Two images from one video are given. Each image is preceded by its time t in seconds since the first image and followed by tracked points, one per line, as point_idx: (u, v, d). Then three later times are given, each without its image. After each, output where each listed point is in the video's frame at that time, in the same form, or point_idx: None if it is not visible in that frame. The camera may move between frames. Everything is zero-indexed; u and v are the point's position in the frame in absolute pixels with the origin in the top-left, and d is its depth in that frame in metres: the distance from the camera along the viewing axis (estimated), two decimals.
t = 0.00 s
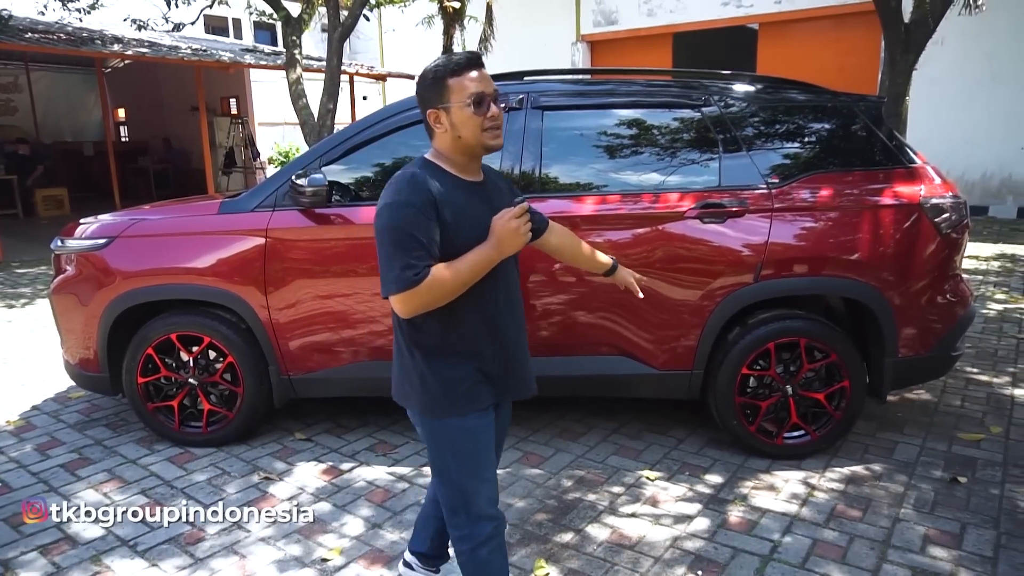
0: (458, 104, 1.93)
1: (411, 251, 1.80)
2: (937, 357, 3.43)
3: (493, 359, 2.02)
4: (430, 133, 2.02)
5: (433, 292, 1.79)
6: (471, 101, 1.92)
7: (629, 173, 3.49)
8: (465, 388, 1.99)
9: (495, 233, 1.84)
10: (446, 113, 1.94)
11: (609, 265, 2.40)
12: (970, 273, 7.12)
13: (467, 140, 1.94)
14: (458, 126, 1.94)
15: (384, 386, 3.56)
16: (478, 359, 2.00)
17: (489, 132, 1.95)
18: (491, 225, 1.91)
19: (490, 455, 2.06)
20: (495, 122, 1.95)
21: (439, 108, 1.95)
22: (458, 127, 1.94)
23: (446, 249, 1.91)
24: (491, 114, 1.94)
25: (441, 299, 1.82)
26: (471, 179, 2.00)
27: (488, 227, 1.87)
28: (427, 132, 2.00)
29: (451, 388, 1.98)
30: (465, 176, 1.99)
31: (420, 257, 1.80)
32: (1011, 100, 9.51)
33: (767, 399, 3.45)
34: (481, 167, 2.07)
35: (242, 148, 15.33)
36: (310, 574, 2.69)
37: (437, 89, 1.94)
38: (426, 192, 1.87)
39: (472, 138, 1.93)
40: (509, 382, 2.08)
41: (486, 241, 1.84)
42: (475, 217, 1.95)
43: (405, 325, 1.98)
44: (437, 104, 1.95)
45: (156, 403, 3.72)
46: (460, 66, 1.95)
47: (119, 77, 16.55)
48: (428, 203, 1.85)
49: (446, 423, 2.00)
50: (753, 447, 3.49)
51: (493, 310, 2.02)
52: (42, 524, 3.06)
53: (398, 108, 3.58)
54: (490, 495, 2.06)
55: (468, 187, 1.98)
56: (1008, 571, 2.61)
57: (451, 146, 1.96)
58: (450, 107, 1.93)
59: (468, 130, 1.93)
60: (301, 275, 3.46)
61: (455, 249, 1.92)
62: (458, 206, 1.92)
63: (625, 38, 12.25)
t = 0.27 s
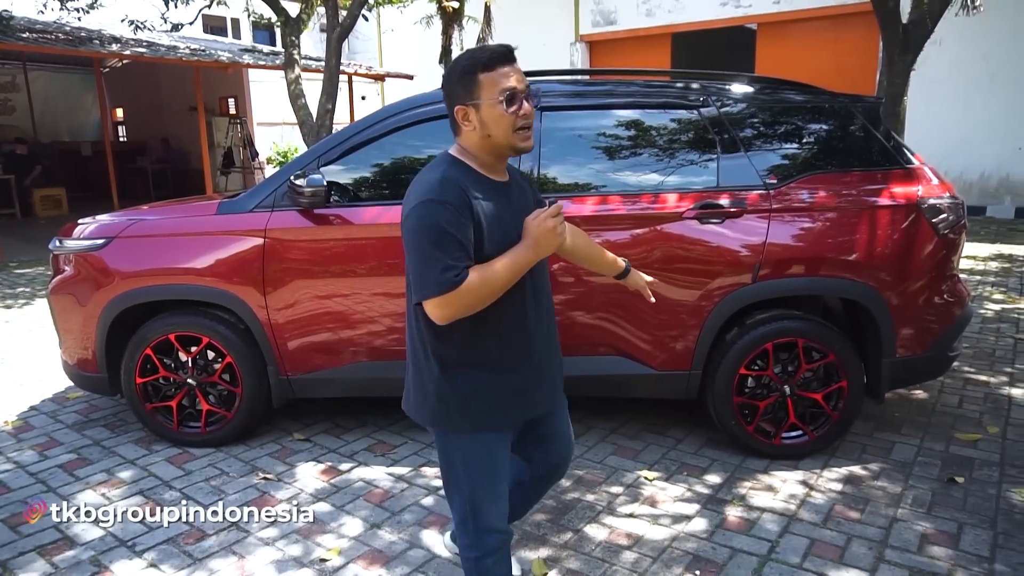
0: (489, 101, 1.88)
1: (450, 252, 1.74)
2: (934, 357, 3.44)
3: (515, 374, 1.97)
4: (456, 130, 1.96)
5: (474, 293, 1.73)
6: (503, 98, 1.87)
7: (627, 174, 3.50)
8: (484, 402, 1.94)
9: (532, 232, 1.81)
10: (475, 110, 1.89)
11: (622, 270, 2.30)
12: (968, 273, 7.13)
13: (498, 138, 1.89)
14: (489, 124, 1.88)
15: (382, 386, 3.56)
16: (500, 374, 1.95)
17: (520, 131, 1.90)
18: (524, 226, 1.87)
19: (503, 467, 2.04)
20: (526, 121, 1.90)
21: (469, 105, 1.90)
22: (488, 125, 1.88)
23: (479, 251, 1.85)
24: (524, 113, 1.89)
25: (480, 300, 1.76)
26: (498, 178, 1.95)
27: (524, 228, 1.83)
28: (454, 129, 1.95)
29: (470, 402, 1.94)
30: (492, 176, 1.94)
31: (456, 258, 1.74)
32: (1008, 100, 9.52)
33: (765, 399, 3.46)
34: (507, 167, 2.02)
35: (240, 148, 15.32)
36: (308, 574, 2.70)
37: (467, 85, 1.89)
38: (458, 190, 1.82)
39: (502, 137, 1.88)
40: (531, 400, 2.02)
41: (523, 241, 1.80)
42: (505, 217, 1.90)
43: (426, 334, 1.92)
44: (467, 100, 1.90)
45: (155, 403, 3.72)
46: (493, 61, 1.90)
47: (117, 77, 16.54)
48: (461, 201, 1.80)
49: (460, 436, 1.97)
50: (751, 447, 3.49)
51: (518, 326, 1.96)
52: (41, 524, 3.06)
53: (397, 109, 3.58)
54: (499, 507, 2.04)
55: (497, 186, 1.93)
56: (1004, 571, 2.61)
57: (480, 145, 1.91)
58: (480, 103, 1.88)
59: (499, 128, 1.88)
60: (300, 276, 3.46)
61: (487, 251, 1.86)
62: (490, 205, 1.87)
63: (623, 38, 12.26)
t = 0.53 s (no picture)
0: (498, 102, 1.86)
1: (450, 256, 1.74)
2: (933, 357, 3.44)
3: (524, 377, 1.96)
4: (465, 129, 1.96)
5: (473, 296, 1.74)
6: (512, 100, 1.85)
7: (626, 174, 3.50)
8: (492, 401, 1.95)
9: (539, 234, 1.77)
10: (484, 110, 1.88)
11: (643, 273, 2.26)
12: (967, 273, 7.13)
13: (506, 140, 1.88)
14: (497, 125, 1.87)
15: (381, 386, 3.57)
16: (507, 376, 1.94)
17: (529, 132, 1.88)
18: (533, 224, 1.83)
19: (512, 472, 2.04)
20: (535, 122, 1.89)
21: (478, 105, 1.89)
22: (497, 126, 1.87)
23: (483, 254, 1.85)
24: (533, 114, 1.88)
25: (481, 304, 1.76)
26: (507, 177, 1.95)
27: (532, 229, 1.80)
28: (463, 128, 1.94)
29: (479, 401, 1.94)
30: (500, 177, 1.94)
31: (453, 262, 1.75)
32: (1007, 100, 9.53)
33: (764, 399, 3.46)
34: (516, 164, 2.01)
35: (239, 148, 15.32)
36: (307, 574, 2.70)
37: (476, 86, 1.88)
38: (459, 192, 1.82)
39: (510, 139, 1.87)
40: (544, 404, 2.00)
41: (529, 243, 1.78)
42: (508, 215, 1.89)
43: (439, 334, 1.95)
44: (476, 100, 1.89)
45: (154, 404, 3.72)
46: (504, 61, 1.88)
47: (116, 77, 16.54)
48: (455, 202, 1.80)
49: (470, 437, 1.97)
50: (750, 447, 3.49)
51: (527, 325, 1.96)
52: (40, 525, 3.06)
53: (396, 109, 3.58)
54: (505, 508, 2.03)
55: (503, 188, 1.92)
56: (1003, 570, 2.62)
57: (488, 146, 1.90)
58: (489, 104, 1.87)
59: (507, 129, 1.87)
60: (299, 276, 3.46)
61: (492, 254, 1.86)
62: (494, 208, 1.87)
63: (622, 38, 12.27)
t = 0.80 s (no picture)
0: (489, 105, 1.87)
1: (431, 256, 1.77)
2: (931, 356, 3.44)
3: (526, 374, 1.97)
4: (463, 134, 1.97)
5: (451, 297, 1.75)
6: (503, 101, 1.85)
7: (625, 174, 3.50)
8: (495, 397, 1.96)
9: (525, 237, 1.74)
10: (476, 114, 1.88)
11: (672, 273, 2.34)
12: (965, 273, 7.14)
13: (500, 142, 1.87)
14: (490, 127, 1.87)
15: (380, 387, 3.56)
16: (509, 373, 1.95)
17: (522, 132, 1.87)
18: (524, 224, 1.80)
19: (515, 467, 2.04)
20: (528, 122, 1.88)
21: (470, 109, 1.89)
22: (490, 128, 1.87)
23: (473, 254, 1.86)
24: (526, 114, 1.87)
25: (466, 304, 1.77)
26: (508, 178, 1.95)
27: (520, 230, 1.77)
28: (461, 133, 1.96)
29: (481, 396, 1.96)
30: (499, 178, 1.93)
31: (438, 263, 1.77)
32: (1006, 100, 9.54)
33: (763, 399, 3.46)
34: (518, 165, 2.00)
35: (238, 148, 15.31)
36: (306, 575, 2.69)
37: (467, 90, 1.90)
38: (447, 193, 1.84)
39: (504, 141, 1.87)
40: (547, 400, 2.01)
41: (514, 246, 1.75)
42: (507, 214, 1.89)
43: (442, 327, 1.99)
44: (469, 104, 1.90)
45: (152, 404, 3.72)
46: (492, 63, 1.89)
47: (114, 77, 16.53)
48: (447, 205, 1.82)
49: (474, 428, 1.99)
50: (749, 447, 3.49)
51: (527, 321, 1.94)
52: (38, 525, 3.06)
53: (394, 109, 3.58)
54: (508, 503, 2.03)
55: (499, 187, 1.91)
56: (1002, 570, 2.62)
57: (483, 149, 1.90)
58: (480, 107, 1.88)
59: (500, 131, 1.86)
60: (297, 276, 3.46)
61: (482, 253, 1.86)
62: (484, 208, 1.86)
63: (620, 38, 12.27)
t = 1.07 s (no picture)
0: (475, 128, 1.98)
1: (423, 247, 1.96)
2: (930, 357, 3.44)
3: (523, 365, 2.05)
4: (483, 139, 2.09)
5: (430, 281, 1.92)
6: (478, 128, 1.94)
7: (624, 174, 3.50)
8: (487, 384, 2.07)
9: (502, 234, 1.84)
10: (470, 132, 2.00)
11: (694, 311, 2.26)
12: (964, 273, 7.15)
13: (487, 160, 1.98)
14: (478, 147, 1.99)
15: (378, 387, 3.56)
16: (504, 362, 2.05)
17: (497, 156, 1.95)
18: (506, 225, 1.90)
19: (512, 454, 2.12)
20: (504, 146, 1.93)
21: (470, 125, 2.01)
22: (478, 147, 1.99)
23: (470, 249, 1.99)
24: (497, 141, 1.93)
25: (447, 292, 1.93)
26: (515, 184, 2.03)
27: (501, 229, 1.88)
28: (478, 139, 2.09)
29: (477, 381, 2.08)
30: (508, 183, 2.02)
31: (428, 249, 1.96)
32: (1005, 100, 9.54)
33: (762, 399, 3.46)
34: (532, 169, 2.06)
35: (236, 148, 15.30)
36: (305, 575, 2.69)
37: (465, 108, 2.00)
38: (451, 192, 1.99)
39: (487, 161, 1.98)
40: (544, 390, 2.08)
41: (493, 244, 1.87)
42: (506, 213, 1.99)
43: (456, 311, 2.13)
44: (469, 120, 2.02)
45: (150, 404, 3.72)
46: (479, 84, 1.94)
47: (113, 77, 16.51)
48: (446, 199, 1.98)
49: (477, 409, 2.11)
50: (748, 447, 3.49)
51: (526, 311, 2.02)
52: (36, 526, 3.05)
53: (394, 109, 3.58)
54: (505, 490, 2.12)
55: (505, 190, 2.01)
56: (1001, 570, 2.62)
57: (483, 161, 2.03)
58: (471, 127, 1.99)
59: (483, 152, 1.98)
60: (296, 276, 3.46)
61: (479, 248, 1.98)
62: (483, 205, 1.98)
63: (619, 38, 12.27)
